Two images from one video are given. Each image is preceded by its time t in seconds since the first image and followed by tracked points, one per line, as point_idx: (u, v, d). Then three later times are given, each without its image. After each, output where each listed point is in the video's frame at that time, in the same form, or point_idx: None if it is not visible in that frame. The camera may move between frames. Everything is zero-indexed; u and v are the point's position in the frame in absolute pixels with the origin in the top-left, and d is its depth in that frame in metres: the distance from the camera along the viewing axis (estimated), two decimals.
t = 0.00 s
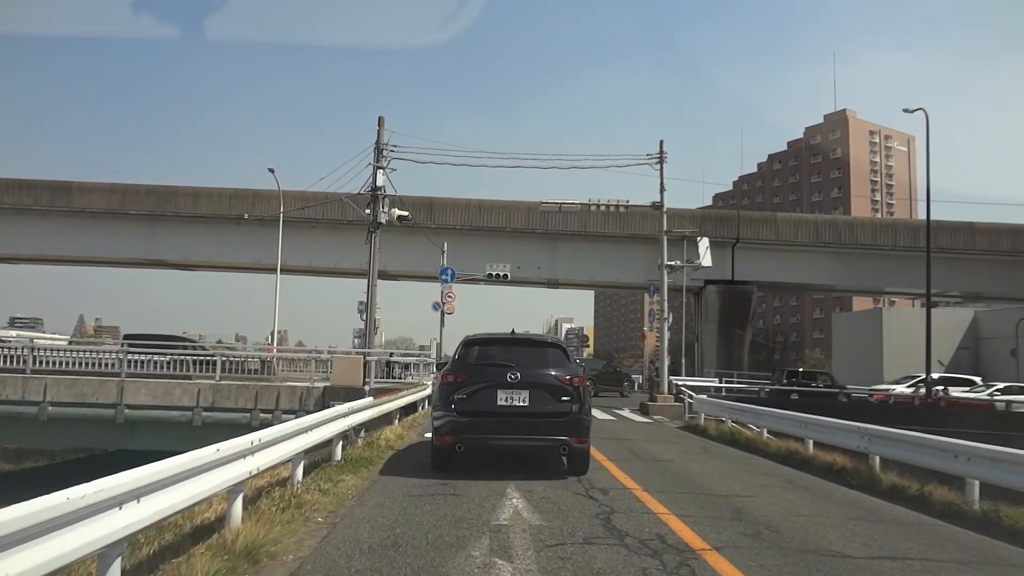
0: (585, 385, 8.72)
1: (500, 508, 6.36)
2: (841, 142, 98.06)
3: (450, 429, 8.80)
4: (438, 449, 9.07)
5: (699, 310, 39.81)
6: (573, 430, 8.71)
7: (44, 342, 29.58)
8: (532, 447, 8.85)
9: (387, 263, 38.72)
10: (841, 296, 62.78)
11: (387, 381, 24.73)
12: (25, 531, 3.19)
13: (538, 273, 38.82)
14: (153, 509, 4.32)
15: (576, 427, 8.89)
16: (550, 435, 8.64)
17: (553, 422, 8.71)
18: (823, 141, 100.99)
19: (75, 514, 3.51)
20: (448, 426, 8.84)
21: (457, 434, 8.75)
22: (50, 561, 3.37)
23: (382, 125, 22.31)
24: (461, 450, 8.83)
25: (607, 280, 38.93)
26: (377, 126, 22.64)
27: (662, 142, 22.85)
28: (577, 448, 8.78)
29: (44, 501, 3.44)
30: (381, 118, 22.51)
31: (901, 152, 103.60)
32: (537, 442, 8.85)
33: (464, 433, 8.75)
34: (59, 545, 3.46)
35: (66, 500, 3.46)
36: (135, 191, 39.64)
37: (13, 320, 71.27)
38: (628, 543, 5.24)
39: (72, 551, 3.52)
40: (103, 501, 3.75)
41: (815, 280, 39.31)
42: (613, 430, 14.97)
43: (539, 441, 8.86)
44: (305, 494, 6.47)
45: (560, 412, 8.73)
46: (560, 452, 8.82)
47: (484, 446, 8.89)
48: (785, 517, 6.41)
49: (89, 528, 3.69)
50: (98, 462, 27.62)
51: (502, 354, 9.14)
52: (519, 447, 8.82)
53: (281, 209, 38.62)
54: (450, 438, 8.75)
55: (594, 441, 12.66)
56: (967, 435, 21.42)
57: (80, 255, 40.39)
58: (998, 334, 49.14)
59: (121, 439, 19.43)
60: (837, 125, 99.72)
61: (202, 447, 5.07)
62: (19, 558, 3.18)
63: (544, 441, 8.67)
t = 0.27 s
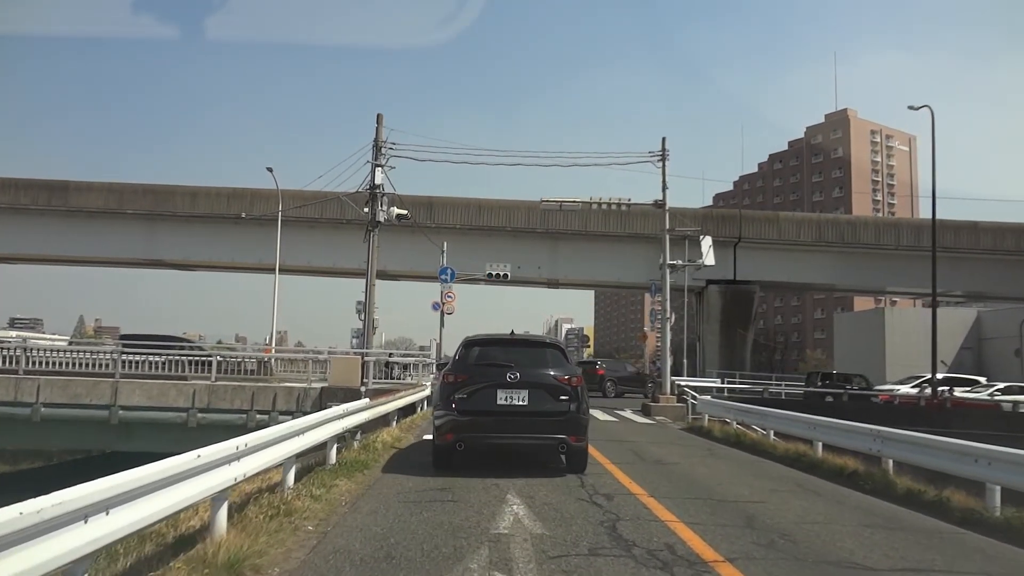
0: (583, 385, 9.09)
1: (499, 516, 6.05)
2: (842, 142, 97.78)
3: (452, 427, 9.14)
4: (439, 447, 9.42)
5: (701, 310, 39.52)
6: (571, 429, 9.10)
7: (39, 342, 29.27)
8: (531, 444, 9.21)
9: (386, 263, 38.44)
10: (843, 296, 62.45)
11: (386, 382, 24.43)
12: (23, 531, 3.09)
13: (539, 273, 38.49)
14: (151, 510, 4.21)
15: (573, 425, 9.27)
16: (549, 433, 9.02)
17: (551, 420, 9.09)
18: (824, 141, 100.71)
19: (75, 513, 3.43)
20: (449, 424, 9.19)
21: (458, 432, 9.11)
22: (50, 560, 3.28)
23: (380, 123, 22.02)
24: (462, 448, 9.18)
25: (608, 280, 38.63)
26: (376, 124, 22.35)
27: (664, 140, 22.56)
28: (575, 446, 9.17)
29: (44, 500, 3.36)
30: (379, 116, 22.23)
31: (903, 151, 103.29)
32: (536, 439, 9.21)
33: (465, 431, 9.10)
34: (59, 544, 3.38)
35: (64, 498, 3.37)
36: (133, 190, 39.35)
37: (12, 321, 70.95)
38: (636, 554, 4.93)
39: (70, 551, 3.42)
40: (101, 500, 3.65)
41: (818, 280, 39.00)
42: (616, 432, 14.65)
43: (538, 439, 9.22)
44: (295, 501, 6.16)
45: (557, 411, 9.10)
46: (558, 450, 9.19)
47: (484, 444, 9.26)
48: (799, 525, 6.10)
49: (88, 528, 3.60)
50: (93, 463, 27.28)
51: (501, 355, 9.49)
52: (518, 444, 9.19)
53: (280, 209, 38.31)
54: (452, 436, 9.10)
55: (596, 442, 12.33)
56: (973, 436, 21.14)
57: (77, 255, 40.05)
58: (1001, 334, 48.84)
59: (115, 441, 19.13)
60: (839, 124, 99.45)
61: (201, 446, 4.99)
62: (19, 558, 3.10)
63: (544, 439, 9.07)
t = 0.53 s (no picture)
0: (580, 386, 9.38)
1: (499, 525, 5.73)
2: (844, 142, 97.48)
3: (453, 426, 9.48)
4: (441, 445, 9.76)
5: (703, 310, 39.19)
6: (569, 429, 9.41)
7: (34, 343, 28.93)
8: (531, 443, 9.52)
9: (385, 262, 38.16)
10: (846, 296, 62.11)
11: (385, 382, 24.11)
12: (21, 532, 3.22)
13: (539, 272, 38.16)
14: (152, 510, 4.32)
15: (571, 425, 9.57)
16: (548, 432, 9.32)
17: (550, 420, 9.39)
18: (825, 140, 100.47)
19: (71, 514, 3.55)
20: (451, 424, 9.53)
21: (459, 431, 9.44)
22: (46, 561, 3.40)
23: (379, 119, 21.69)
24: (462, 446, 9.51)
25: (609, 279, 38.32)
26: (374, 120, 22.02)
27: (667, 137, 22.23)
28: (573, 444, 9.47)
29: (43, 499, 3.48)
30: (378, 112, 21.90)
31: (905, 151, 102.95)
32: (535, 438, 9.52)
33: (465, 431, 9.42)
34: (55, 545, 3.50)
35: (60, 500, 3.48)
36: (130, 189, 39.04)
37: (11, 321, 70.64)
38: (646, 568, 4.62)
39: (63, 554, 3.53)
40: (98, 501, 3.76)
41: (821, 279, 38.66)
42: (619, 433, 14.29)
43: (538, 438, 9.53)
44: (284, 508, 5.85)
45: (556, 410, 9.41)
46: (558, 449, 9.50)
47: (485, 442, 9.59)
48: (815, 534, 5.79)
49: (86, 526, 3.73)
50: (88, 465, 26.94)
51: (501, 356, 9.80)
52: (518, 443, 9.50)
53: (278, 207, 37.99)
54: (452, 435, 9.44)
55: (601, 445, 11.98)
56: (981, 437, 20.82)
57: (75, 254, 39.77)
58: (1005, 334, 48.51)
59: (109, 443, 18.81)
60: (841, 124, 99.13)
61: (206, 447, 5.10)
62: (17, 557, 3.24)
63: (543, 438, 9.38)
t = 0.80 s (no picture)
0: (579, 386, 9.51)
1: (499, 537, 5.31)
2: (845, 140, 97.15)
3: (453, 425, 9.66)
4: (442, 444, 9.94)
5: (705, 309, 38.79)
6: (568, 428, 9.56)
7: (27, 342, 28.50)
8: (531, 442, 9.67)
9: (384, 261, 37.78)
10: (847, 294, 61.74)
11: (383, 382, 23.69)
12: (21, 531, 3.17)
13: (540, 271, 37.74)
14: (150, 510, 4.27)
15: (570, 423, 9.72)
16: (547, 431, 9.47)
17: (550, 419, 9.54)
18: (826, 139, 100.12)
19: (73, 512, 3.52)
20: (451, 422, 9.70)
21: (459, 430, 9.61)
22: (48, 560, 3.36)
23: (376, 115, 21.29)
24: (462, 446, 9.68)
25: (610, 278, 37.94)
26: (371, 115, 21.62)
27: (669, 132, 21.83)
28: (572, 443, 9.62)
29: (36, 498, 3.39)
30: (375, 107, 21.49)
31: (906, 149, 102.56)
32: (535, 437, 9.68)
33: (465, 430, 9.59)
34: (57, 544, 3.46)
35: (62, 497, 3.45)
36: (126, 187, 38.64)
37: (11, 322, 70.48)
38: None
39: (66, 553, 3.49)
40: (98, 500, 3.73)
41: (824, 278, 38.24)
42: (622, 435, 13.89)
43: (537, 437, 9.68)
44: (266, 519, 5.43)
45: (556, 410, 9.55)
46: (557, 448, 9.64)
47: (485, 440, 9.76)
48: (842, 547, 5.37)
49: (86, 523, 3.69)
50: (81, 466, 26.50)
51: (501, 355, 9.96)
52: (518, 441, 9.67)
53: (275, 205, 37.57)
54: (453, 434, 9.62)
55: (604, 447, 11.54)
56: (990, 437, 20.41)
57: (71, 254, 39.37)
58: (1009, 333, 48.12)
59: (101, 444, 18.38)
60: (842, 122, 98.79)
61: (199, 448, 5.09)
62: (12, 558, 3.16)
63: (543, 437, 9.54)
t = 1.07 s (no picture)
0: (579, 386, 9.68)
1: (498, 553, 4.88)
2: (848, 139, 96.63)
3: (454, 425, 9.82)
4: (442, 443, 10.09)
5: (708, 309, 38.31)
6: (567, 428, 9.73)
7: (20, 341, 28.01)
8: (531, 442, 9.84)
9: (383, 259, 37.38)
10: (852, 294, 61.23)
11: (381, 382, 23.23)
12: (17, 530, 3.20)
13: (541, 270, 37.27)
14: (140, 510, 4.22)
15: (570, 423, 9.89)
16: (548, 431, 9.64)
17: (549, 419, 9.73)
18: (829, 137, 99.59)
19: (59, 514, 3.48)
20: (452, 422, 9.85)
21: (461, 429, 9.75)
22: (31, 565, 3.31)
23: (374, 108, 20.83)
24: (462, 445, 9.84)
25: (612, 277, 37.49)
26: (370, 109, 21.15)
27: (674, 126, 21.36)
28: (572, 442, 9.79)
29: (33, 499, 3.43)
30: (373, 100, 21.03)
31: (909, 149, 102.03)
32: (535, 436, 9.83)
33: (466, 429, 9.73)
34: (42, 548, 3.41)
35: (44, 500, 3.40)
36: (123, 184, 38.19)
37: (13, 320, 70.23)
38: None
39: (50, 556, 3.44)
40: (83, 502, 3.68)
41: (829, 277, 37.76)
42: (627, 437, 13.43)
43: (537, 436, 9.85)
44: (246, 532, 5.01)
45: (556, 410, 9.75)
46: (557, 447, 9.81)
47: (485, 440, 9.90)
48: (871, 563, 4.95)
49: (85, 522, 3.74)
50: (74, 467, 26.05)
51: (501, 356, 10.12)
52: (517, 440, 9.82)
53: (273, 203, 37.10)
54: (454, 433, 9.77)
55: (609, 451, 11.08)
56: (1001, 440, 19.96)
57: (67, 252, 38.92)
58: (1014, 334, 47.64)
59: (91, 445, 17.93)
60: (845, 121, 98.30)
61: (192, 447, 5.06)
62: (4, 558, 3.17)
63: (543, 437, 9.72)
